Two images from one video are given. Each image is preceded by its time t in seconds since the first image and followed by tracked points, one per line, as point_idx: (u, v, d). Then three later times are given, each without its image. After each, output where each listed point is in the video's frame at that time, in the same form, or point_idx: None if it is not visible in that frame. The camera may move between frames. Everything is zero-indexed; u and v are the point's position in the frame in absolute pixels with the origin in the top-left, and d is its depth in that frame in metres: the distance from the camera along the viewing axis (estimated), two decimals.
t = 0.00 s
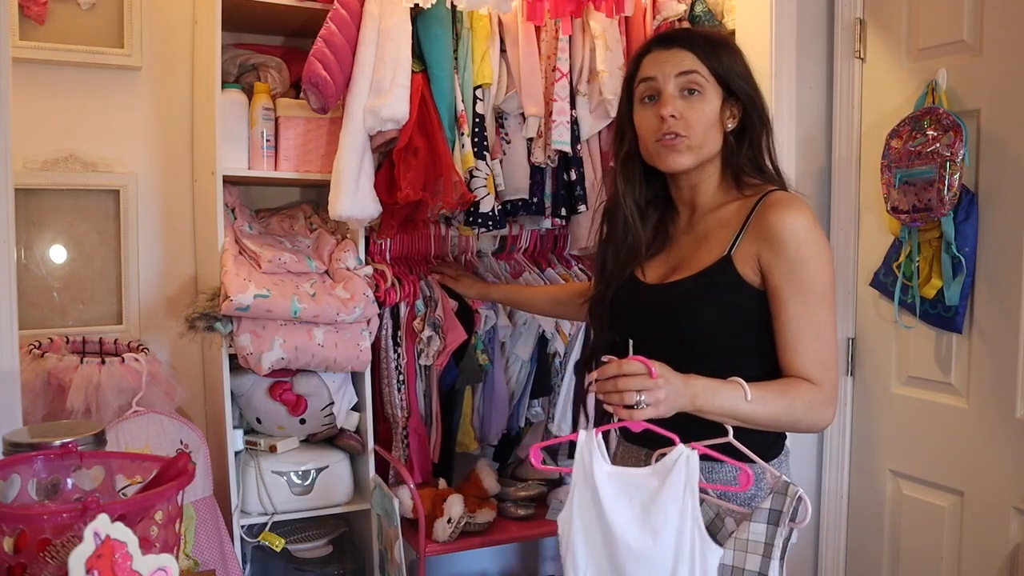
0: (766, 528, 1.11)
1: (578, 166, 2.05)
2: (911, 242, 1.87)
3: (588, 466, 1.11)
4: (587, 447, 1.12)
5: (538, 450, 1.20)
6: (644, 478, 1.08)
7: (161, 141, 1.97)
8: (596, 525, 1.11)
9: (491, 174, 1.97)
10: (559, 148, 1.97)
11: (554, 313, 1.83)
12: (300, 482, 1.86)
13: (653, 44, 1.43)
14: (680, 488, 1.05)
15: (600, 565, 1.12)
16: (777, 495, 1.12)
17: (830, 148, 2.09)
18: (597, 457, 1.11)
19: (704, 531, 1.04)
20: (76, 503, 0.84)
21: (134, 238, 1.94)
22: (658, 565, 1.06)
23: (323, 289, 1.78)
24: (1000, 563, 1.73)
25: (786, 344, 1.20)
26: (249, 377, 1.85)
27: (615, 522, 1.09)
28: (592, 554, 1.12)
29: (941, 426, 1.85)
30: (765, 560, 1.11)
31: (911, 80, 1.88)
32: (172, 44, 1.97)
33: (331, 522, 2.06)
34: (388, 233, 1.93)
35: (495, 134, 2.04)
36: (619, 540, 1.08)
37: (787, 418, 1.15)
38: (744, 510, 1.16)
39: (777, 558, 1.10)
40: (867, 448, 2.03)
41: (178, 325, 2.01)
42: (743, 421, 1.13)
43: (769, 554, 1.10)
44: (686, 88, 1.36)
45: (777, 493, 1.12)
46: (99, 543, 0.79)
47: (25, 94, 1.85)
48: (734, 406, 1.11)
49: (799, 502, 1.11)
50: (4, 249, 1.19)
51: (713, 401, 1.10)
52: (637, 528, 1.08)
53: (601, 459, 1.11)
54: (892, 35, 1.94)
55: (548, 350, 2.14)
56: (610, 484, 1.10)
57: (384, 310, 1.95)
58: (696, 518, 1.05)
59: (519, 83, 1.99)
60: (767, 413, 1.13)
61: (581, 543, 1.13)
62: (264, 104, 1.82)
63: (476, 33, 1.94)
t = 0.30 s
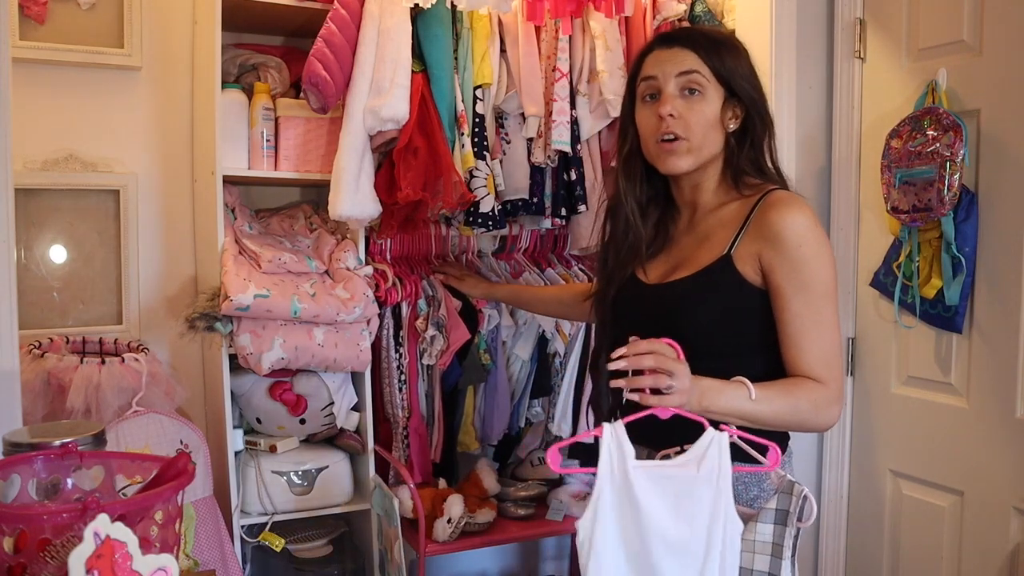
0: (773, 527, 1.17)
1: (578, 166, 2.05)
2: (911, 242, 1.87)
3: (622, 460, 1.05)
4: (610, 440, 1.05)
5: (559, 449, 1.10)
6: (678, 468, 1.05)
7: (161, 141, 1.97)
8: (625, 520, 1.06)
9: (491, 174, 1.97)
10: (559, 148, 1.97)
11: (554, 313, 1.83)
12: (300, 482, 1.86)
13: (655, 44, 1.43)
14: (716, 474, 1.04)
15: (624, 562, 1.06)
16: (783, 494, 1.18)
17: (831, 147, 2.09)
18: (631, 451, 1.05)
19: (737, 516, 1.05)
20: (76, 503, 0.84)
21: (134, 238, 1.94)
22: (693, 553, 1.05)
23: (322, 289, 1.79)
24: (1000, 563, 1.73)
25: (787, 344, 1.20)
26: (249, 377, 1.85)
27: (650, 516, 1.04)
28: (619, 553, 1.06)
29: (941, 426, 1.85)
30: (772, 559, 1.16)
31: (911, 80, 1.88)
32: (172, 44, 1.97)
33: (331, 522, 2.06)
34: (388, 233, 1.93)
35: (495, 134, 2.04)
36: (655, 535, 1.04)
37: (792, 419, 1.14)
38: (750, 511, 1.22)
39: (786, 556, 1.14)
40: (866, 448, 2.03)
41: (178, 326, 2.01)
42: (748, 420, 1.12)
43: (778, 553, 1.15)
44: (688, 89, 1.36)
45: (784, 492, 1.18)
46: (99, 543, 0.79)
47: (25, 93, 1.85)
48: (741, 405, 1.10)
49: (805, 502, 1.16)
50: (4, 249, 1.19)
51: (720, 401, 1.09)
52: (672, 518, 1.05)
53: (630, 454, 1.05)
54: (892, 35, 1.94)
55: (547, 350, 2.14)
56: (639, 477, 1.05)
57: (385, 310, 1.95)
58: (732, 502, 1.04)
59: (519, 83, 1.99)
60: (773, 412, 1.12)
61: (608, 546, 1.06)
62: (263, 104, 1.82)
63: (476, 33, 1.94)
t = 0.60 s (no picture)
0: (797, 542, 1.11)
1: (578, 165, 2.05)
2: (911, 242, 1.87)
3: (654, 518, 0.90)
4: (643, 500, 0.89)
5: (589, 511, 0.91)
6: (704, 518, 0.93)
7: (161, 141, 1.97)
8: None
9: (491, 174, 1.97)
10: (559, 148, 1.97)
11: (555, 313, 1.83)
12: (300, 482, 1.86)
13: (658, 44, 1.43)
14: (742, 515, 0.96)
15: None
16: (808, 508, 1.11)
17: (831, 147, 2.09)
18: (663, 508, 0.90)
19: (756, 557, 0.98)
20: (76, 502, 0.84)
21: (134, 238, 1.94)
22: None
23: (323, 289, 1.79)
24: (1000, 563, 1.73)
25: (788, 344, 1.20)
26: (249, 377, 1.85)
27: None
28: None
29: (941, 426, 1.85)
30: (795, 574, 1.10)
31: (911, 80, 1.88)
32: (172, 44, 1.97)
33: (331, 522, 2.06)
34: (388, 233, 1.93)
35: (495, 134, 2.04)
36: None
37: (810, 424, 1.11)
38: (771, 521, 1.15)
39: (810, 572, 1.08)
40: (867, 448, 2.03)
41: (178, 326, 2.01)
42: (772, 429, 1.07)
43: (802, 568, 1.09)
44: (692, 89, 1.35)
45: (810, 506, 1.11)
46: (99, 543, 0.79)
47: (25, 93, 1.85)
48: (768, 415, 1.05)
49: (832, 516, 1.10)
50: (3, 249, 1.19)
51: (753, 412, 1.03)
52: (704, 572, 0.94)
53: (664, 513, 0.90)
54: (892, 35, 1.94)
55: (548, 350, 2.14)
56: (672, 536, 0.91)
57: (385, 310, 1.95)
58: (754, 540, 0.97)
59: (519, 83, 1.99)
60: (794, 418, 1.08)
61: None
62: (264, 104, 1.82)
63: (476, 33, 1.94)
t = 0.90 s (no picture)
0: (818, 552, 1.09)
1: (578, 165, 2.05)
2: (911, 242, 1.87)
3: (703, 556, 0.89)
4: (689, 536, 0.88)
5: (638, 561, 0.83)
6: (745, 547, 0.94)
7: (161, 141, 1.97)
8: None
9: (491, 174, 1.97)
10: (559, 148, 1.97)
11: (555, 313, 1.83)
12: (300, 482, 1.86)
13: (658, 44, 1.43)
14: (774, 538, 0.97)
15: None
16: (828, 518, 1.09)
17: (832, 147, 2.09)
18: (710, 544, 0.89)
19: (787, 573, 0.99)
20: (76, 502, 0.84)
21: (134, 239, 1.94)
22: None
23: (323, 289, 1.78)
24: (1000, 563, 1.73)
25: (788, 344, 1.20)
26: (249, 377, 1.85)
27: None
28: None
29: (941, 426, 1.85)
30: None
31: (911, 80, 1.88)
32: (172, 44, 1.97)
33: (331, 523, 2.06)
34: (388, 233, 1.93)
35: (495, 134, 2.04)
36: None
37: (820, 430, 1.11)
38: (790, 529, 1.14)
39: None
40: (867, 448, 2.03)
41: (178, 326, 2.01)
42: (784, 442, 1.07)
43: None
44: (694, 84, 1.36)
45: (829, 517, 1.09)
46: (99, 543, 0.79)
47: (24, 93, 1.85)
48: (781, 429, 1.05)
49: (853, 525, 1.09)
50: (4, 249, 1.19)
51: (766, 428, 1.03)
52: None
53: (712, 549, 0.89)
54: (892, 35, 1.94)
55: (548, 350, 2.14)
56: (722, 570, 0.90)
57: (385, 310, 1.95)
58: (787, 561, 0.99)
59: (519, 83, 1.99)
60: (805, 428, 1.08)
61: None
62: (263, 104, 1.82)
63: (476, 33, 1.94)
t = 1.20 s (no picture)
0: (816, 554, 1.09)
1: (578, 165, 2.05)
2: (911, 242, 1.87)
3: (683, 546, 0.91)
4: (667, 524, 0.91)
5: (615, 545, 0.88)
6: (731, 538, 0.95)
7: (161, 141, 1.97)
8: None
9: (491, 174, 1.97)
10: (560, 148, 1.97)
11: (555, 313, 1.83)
12: (300, 482, 1.87)
13: (658, 44, 1.43)
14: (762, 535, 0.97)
15: None
16: (825, 521, 1.09)
17: (832, 146, 2.09)
18: (691, 535, 0.91)
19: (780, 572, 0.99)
20: (76, 502, 0.84)
21: (134, 238, 1.94)
22: None
23: (323, 289, 1.78)
24: (1000, 562, 1.73)
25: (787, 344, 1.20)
26: (249, 377, 1.85)
27: None
28: None
29: (941, 426, 1.85)
30: None
31: (912, 80, 1.88)
32: (172, 44, 1.97)
33: (331, 524, 2.06)
34: (388, 233, 1.93)
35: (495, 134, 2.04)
36: None
37: (819, 430, 1.11)
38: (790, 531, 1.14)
39: None
40: (867, 448, 2.03)
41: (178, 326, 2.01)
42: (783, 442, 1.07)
43: None
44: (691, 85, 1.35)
45: (826, 519, 1.09)
46: (99, 543, 0.79)
47: (25, 93, 1.85)
48: (779, 429, 1.05)
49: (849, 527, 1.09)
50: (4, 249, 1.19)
51: (765, 427, 1.03)
52: None
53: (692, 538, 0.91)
54: (892, 35, 1.94)
55: (548, 350, 2.14)
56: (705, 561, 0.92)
57: (386, 310, 1.96)
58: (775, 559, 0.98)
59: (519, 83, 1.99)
60: (804, 428, 1.09)
61: None
62: (263, 104, 1.82)
63: (476, 33, 1.94)
